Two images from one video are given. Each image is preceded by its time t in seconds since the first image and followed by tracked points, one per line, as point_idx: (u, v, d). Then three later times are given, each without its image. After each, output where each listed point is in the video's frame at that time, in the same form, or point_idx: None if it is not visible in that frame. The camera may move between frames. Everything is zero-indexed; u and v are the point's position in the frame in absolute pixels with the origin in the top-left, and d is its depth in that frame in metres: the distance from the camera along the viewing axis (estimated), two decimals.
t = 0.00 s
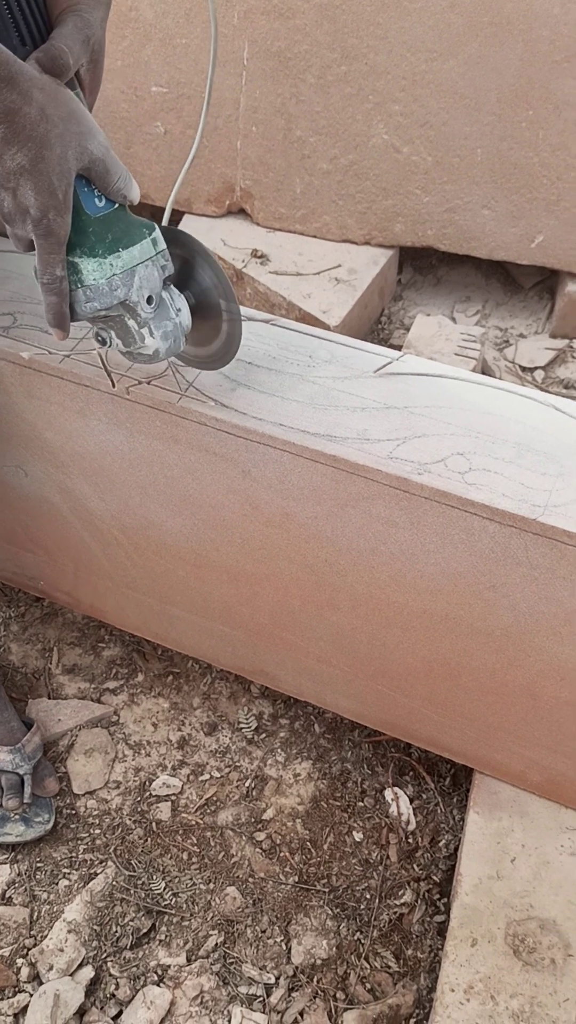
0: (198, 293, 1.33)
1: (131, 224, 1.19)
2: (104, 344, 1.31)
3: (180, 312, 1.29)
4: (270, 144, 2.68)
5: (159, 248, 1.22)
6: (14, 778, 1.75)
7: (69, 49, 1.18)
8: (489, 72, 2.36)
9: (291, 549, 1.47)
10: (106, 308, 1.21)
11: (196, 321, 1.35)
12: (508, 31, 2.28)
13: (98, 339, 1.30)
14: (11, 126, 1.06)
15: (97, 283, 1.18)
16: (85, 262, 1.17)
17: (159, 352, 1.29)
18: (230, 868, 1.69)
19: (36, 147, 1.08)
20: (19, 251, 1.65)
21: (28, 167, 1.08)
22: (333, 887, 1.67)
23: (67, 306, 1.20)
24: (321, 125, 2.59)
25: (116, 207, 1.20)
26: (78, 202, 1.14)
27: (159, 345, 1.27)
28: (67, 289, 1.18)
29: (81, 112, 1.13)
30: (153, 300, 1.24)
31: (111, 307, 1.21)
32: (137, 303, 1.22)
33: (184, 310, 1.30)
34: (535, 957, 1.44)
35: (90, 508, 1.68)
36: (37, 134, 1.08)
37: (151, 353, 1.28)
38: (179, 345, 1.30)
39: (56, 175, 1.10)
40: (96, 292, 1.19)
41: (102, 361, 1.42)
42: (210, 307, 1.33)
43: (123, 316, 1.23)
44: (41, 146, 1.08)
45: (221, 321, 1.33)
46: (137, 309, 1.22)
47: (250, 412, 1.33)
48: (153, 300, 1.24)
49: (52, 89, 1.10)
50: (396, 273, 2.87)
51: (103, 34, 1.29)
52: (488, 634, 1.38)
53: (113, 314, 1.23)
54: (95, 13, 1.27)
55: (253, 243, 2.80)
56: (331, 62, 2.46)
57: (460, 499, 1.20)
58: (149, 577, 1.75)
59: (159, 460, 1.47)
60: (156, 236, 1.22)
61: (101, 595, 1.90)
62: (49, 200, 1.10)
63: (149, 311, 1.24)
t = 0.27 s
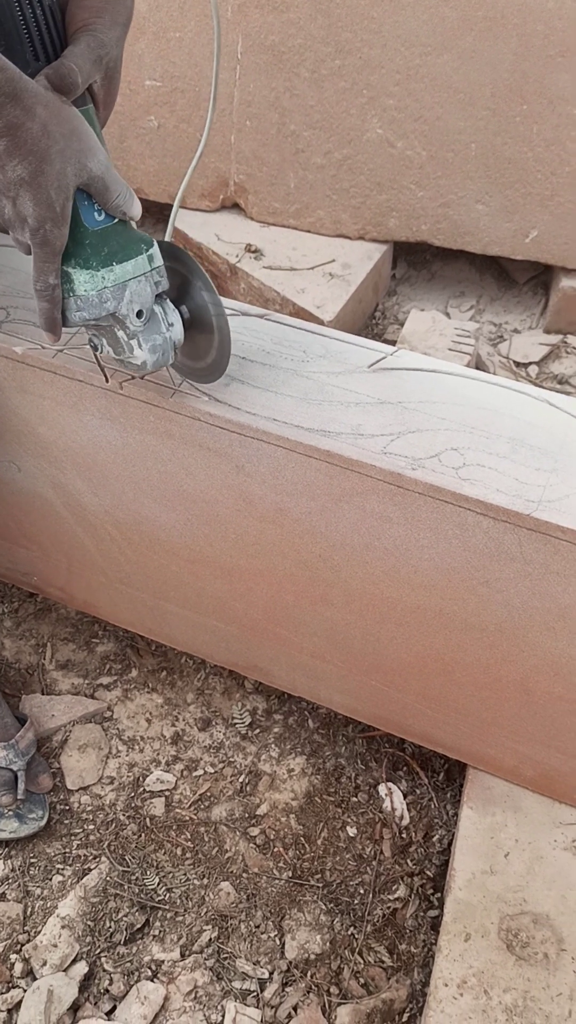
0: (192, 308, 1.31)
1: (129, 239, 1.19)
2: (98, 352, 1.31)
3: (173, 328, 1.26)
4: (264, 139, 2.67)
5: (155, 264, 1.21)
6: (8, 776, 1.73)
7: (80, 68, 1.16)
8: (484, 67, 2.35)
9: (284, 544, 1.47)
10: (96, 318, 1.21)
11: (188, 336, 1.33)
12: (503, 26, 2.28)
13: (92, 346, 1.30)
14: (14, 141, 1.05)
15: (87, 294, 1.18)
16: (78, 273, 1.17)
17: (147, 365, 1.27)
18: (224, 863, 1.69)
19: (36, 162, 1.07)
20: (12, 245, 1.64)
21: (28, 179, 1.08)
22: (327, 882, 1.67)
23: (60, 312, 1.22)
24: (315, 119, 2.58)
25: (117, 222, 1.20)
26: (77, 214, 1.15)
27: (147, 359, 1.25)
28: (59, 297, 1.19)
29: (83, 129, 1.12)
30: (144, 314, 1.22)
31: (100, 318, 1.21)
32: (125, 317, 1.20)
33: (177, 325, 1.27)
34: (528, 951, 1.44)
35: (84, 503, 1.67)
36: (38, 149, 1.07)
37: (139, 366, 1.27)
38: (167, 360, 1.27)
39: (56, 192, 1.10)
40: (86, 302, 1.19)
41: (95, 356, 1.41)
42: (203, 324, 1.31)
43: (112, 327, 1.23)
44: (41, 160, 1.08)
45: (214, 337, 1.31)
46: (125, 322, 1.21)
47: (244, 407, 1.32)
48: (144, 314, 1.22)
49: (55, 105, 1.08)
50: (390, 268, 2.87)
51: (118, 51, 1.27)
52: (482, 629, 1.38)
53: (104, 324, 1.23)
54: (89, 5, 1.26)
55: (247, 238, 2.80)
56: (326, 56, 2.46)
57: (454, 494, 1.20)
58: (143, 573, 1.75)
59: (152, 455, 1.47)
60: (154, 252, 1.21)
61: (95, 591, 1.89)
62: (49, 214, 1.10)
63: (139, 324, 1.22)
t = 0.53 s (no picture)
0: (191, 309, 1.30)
1: (128, 242, 1.19)
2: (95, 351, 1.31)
3: (170, 330, 1.26)
4: (264, 135, 2.67)
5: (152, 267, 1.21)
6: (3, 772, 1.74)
7: (81, 71, 1.15)
8: (485, 65, 2.34)
9: (283, 541, 1.47)
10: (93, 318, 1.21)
11: (186, 337, 1.33)
12: (504, 23, 2.27)
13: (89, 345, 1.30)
14: (13, 142, 1.05)
15: (84, 294, 1.18)
16: (75, 274, 1.17)
17: (143, 367, 1.27)
18: (221, 860, 1.69)
19: (36, 163, 1.07)
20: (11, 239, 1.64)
21: (27, 180, 1.07)
22: (324, 879, 1.67)
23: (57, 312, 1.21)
24: (316, 115, 2.58)
25: (116, 223, 1.20)
26: (76, 215, 1.15)
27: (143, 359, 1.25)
28: (56, 297, 1.19)
29: (83, 133, 1.11)
30: (140, 316, 1.22)
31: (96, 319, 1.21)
32: (122, 318, 1.21)
33: (174, 328, 1.27)
34: (524, 949, 1.44)
35: (82, 499, 1.67)
36: (37, 151, 1.07)
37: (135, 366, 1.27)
38: (163, 362, 1.26)
39: (55, 193, 1.09)
40: (82, 303, 1.19)
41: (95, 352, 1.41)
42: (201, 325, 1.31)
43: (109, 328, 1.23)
44: (40, 162, 1.07)
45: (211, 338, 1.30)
46: (122, 323, 1.21)
47: (244, 403, 1.32)
48: (141, 316, 1.22)
49: (55, 107, 1.08)
50: (389, 265, 2.87)
51: (121, 55, 1.27)
52: (481, 627, 1.38)
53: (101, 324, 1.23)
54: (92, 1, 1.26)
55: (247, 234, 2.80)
56: (326, 53, 2.45)
57: (454, 491, 1.20)
58: (141, 570, 1.75)
59: (151, 451, 1.46)
60: (153, 255, 1.22)
61: (93, 587, 1.89)
62: (48, 215, 1.10)
63: (136, 326, 1.22)
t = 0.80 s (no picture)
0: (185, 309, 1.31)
1: (123, 241, 1.19)
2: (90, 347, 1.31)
3: (164, 329, 1.26)
4: (261, 133, 2.67)
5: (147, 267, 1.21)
6: None
7: (78, 72, 1.15)
8: (482, 64, 2.35)
9: (279, 540, 1.47)
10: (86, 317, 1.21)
11: (181, 337, 1.33)
12: (502, 22, 2.27)
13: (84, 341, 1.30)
14: (10, 141, 1.04)
15: (78, 294, 1.18)
16: (69, 273, 1.17)
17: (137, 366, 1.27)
18: (215, 858, 1.69)
19: (32, 162, 1.06)
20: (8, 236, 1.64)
21: (23, 179, 1.07)
22: (318, 877, 1.67)
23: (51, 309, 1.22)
24: (313, 113, 2.58)
25: (111, 223, 1.18)
26: (71, 213, 1.14)
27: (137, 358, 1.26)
28: (50, 295, 1.19)
29: (79, 132, 1.11)
30: (134, 315, 1.22)
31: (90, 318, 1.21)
32: (116, 317, 1.21)
33: (169, 328, 1.27)
34: (518, 947, 1.44)
35: (77, 497, 1.67)
36: (33, 151, 1.06)
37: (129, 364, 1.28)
38: (158, 362, 1.27)
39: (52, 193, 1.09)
40: (76, 302, 1.19)
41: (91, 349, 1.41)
42: (195, 325, 1.31)
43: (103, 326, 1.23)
44: (37, 161, 1.07)
45: (205, 337, 1.30)
46: (116, 323, 1.21)
47: (239, 401, 1.32)
48: (135, 316, 1.23)
49: (52, 107, 1.07)
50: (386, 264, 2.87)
51: (118, 56, 1.27)
52: (476, 625, 1.38)
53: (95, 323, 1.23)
54: None
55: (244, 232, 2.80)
56: (323, 51, 2.45)
57: (449, 490, 1.20)
58: (136, 568, 1.75)
59: (147, 449, 1.46)
60: (147, 254, 1.22)
61: (88, 585, 1.89)
62: (44, 214, 1.09)
63: (130, 325, 1.23)
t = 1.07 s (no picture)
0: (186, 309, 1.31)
1: (125, 240, 1.19)
2: (89, 346, 1.31)
3: (165, 329, 1.26)
4: (260, 132, 2.67)
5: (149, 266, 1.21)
6: None
7: (84, 72, 1.16)
8: (481, 65, 2.35)
9: (276, 539, 1.47)
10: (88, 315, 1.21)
11: (182, 338, 1.32)
12: (501, 23, 2.27)
13: (84, 341, 1.30)
14: (17, 138, 1.04)
15: (80, 291, 1.18)
16: (72, 271, 1.17)
17: (138, 364, 1.27)
18: (211, 857, 1.69)
19: (38, 160, 1.06)
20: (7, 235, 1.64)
21: (29, 177, 1.06)
22: (314, 876, 1.67)
23: (53, 307, 1.21)
24: (312, 113, 2.58)
25: (114, 222, 1.19)
26: (75, 212, 1.14)
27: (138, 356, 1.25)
28: (53, 292, 1.19)
29: (85, 130, 1.11)
30: (136, 314, 1.22)
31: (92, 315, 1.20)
32: (118, 316, 1.21)
33: (170, 327, 1.27)
34: (513, 947, 1.44)
35: (74, 495, 1.67)
36: (40, 148, 1.06)
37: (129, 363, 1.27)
38: (158, 360, 1.27)
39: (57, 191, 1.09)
40: (78, 299, 1.18)
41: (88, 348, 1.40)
42: (196, 326, 1.31)
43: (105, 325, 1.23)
44: (43, 159, 1.06)
45: (206, 338, 1.30)
46: (117, 321, 1.21)
47: (237, 401, 1.32)
48: (137, 314, 1.22)
49: (60, 105, 1.07)
50: (384, 264, 2.87)
51: (123, 57, 1.26)
52: (472, 626, 1.38)
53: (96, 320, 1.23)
54: None
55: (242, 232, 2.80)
56: (323, 51, 2.45)
57: (447, 490, 1.20)
58: (133, 567, 1.75)
59: (145, 448, 1.46)
60: (150, 254, 1.21)
61: (85, 583, 1.89)
62: (49, 212, 1.09)
63: (131, 324, 1.22)
